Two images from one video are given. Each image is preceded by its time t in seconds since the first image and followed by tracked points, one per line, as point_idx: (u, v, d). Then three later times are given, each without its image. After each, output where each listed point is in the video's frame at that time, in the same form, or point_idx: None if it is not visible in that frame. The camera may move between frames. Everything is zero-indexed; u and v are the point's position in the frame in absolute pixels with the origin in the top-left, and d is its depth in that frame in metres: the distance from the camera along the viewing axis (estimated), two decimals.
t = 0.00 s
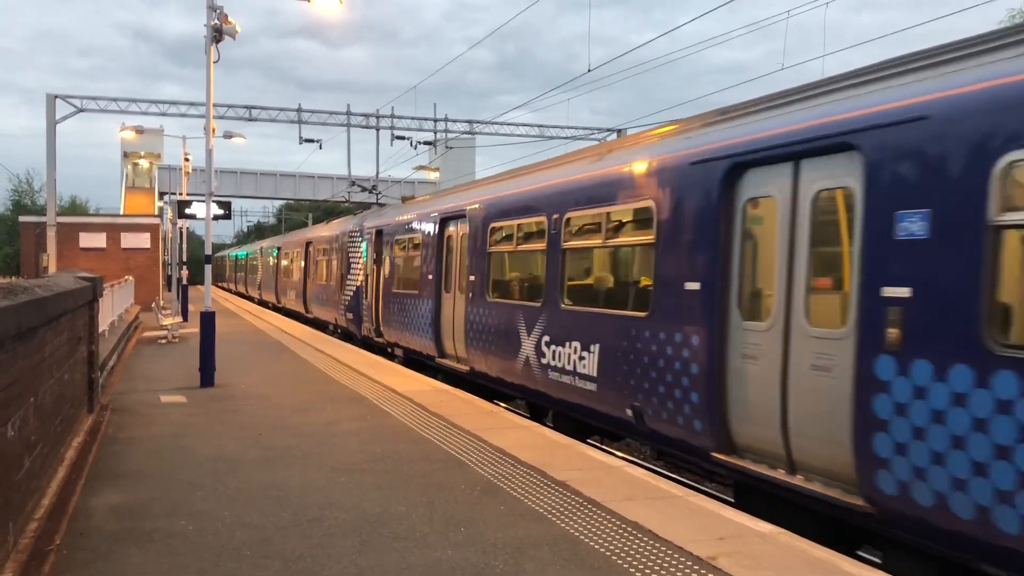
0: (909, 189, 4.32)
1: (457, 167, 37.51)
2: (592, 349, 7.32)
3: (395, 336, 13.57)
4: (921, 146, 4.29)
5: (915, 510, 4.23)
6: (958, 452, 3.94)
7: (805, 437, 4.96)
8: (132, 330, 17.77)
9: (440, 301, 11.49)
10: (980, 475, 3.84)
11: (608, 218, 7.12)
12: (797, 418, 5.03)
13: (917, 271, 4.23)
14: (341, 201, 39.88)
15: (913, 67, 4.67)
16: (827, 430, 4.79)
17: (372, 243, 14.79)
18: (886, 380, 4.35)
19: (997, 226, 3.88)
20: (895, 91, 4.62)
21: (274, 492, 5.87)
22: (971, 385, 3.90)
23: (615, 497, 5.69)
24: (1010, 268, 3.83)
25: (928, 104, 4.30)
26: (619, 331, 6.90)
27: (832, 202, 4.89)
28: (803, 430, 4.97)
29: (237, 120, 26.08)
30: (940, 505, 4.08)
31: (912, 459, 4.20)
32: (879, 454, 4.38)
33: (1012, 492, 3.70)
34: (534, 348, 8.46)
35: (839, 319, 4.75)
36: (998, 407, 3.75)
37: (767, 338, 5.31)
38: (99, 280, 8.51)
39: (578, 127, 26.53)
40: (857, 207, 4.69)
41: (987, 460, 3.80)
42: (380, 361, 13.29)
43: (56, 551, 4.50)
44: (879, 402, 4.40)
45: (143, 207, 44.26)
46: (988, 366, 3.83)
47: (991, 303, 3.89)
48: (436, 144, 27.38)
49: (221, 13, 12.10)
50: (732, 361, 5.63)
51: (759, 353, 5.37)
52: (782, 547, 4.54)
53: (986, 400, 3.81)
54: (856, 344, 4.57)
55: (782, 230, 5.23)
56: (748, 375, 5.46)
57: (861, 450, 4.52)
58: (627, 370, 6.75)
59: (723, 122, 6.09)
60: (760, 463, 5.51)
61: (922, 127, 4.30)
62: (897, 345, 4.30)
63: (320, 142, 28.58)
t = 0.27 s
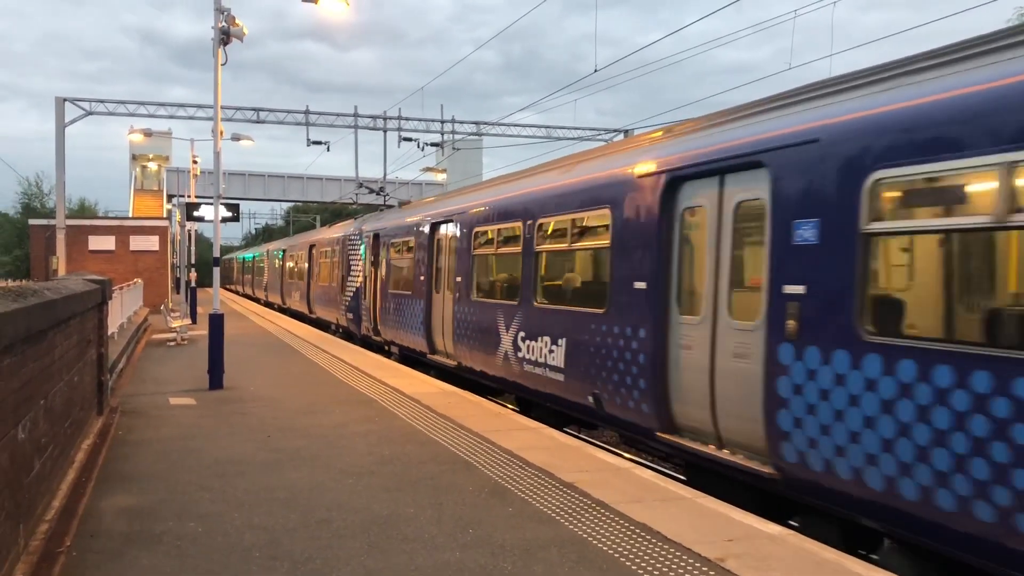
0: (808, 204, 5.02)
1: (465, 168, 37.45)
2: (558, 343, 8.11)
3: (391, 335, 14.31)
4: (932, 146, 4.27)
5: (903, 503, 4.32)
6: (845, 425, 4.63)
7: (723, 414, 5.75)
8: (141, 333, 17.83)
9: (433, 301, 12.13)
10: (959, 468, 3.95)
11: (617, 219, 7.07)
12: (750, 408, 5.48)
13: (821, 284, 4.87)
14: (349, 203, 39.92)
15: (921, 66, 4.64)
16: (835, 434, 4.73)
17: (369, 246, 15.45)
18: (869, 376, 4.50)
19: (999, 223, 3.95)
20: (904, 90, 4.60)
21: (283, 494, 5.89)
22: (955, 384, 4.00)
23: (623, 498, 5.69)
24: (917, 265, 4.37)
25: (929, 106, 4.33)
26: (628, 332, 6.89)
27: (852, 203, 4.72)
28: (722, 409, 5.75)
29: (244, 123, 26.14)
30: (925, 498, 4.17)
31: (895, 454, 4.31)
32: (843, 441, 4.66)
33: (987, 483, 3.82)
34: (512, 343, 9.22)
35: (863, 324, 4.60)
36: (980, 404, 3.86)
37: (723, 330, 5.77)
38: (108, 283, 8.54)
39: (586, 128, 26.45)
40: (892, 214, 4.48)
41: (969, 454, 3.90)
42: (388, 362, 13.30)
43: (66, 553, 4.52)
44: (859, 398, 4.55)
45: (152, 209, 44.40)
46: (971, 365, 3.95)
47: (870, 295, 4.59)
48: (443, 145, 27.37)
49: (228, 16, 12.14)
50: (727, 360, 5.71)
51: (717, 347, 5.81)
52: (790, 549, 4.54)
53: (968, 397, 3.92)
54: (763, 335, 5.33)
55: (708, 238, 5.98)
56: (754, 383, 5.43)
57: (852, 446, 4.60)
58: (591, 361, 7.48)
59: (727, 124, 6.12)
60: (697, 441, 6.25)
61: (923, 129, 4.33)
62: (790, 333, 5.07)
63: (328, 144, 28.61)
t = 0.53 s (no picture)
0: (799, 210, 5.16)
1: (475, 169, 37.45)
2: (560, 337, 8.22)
3: (392, 332, 15.14)
4: (944, 145, 4.25)
5: (916, 504, 4.25)
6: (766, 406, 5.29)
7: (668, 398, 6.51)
8: (153, 334, 17.92)
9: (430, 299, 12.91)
10: (970, 466, 3.91)
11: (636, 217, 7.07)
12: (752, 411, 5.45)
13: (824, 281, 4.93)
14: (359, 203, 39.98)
15: (929, 66, 4.63)
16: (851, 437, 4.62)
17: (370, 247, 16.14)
18: (879, 377, 4.44)
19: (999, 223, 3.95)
20: (913, 90, 4.58)
21: (294, 494, 5.91)
22: (969, 383, 3.96)
23: (633, 499, 5.69)
24: (853, 265, 4.80)
25: (936, 106, 4.33)
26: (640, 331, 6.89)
27: (837, 205, 4.90)
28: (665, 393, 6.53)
29: (255, 124, 26.23)
30: (937, 498, 4.11)
31: (905, 455, 4.26)
32: (854, 442, 4.59)
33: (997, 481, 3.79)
34: (495, 337, 10.01)
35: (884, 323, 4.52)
36: (992, 403, 3.83)
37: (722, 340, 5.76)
38: (120, 284, 8.58)
39: (596, 128, 26.42)
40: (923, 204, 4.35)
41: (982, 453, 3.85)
42: (399, 363, 13.32)
43: (78, 552, 4.55)
44: (865, 399, 4.51)
45: (163, 211, 44.59)
46: (984, 365, 3.91)
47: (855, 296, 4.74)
48: (453, 146, 27.37)
49: (239, 18, 12.19)
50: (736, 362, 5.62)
51: (684, 341, 6.26)
52: (801, 549, 4.52)
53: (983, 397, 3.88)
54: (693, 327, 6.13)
55: (656, 244, 6.75)
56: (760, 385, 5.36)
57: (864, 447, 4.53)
58: (562, 354, 8.20)
59: (733, 125, 6.14)
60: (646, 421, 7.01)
61: (930, 130, 4.33)
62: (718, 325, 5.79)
63: (338, 145, 28.67)
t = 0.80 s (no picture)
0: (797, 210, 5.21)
1: (482, 168, 37.44)
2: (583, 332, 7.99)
3: (389, 328, 15.94)
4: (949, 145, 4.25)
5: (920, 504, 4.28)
6: (707, 393, 5.95)
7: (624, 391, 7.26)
8: (161, 334, 17.96)
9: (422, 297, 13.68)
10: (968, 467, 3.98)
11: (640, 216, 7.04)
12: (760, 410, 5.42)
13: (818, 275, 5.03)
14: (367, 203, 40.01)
15: (934, 66, 4.63)
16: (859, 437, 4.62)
17: (369, 247, 16.75)
18: (882, 377, 4.48)
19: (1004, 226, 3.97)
20: (918, 91, 4.57)
21: (302, 493, 5.92)
22: (970, 387, 4.00)
23: (641, 499, 5.67)
24: (798, 266, 5.23)
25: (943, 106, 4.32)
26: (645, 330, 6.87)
27: (784, 211, 5.36)
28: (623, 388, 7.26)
29: (263, 124, 26.27)
30: (942, 499, 4.15)
31: (908, 454, 4.31)
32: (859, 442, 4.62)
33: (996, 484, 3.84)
34: (479, 332, 10.81)
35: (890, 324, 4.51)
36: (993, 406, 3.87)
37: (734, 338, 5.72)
38: (128, 283, 8.60)
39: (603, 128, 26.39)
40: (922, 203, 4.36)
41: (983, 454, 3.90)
42: (407, 362, 13.31)
43: (87, 551, 4.56)
44: (869, 399, 4.56)
45: (172, 211, 44.70)
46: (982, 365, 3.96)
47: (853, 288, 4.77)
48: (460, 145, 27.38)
49: (246, 17, 12.21)
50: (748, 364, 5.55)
51: (634, 332, 7.05)
52: (809, 550, 4.50)
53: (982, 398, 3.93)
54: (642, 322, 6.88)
55: (612, 247, 7.59)
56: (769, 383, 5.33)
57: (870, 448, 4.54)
58: (538, 346, 8.92)
59: (738, 125, 6.14)
60: (609, 406, 7.74)
61: (936, 130, 4.32)
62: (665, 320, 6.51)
63: (346, 144, 28.71)
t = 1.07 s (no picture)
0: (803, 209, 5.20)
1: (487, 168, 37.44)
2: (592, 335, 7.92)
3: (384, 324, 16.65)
4: (952, 145, 4.25)
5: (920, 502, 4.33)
6: (668, 377, 6.56)
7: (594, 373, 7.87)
8: (166, 333, 18.01)
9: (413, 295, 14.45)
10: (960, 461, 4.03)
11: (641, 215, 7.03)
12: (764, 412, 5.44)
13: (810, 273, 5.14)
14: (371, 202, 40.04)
15: (936, 66, 4.63)
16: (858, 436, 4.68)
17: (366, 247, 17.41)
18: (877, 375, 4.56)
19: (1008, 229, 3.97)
20: (922, 89, 4.58)
21: (307, 493, 5.92)
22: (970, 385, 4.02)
23: (645, 498, 5.67)
24: (748, 269, 5.69)
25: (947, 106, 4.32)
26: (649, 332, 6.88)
27: (728, 219, 5.93)
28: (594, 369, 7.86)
29: (268, 124, 26.32)
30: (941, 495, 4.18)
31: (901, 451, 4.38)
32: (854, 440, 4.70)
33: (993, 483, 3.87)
34: (463, 327, 11.60)
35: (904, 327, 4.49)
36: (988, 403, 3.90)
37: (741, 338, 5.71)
38: (133, 283, 8.62)
39: (607, 127, 26.38)
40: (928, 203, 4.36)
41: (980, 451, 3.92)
42: (412, 362, 13.30)
43: (93, 550, 4.58)
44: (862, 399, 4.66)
45: (176, 211, 44.79)
46: (978, 362, 4.00)
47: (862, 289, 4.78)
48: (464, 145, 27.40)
49: (251, 17, 12.23)
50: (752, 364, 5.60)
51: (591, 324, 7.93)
52: (814, 549, 4.50)
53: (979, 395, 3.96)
54: (602, 316, 7.66)
55: (575, 247, 8.44)
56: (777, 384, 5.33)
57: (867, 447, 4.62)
58: (512, 338, 9.77)
59: (740, 125, 6.15)
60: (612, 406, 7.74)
61: (941, 130, 4.32)
62: (629, 311, 7.21)
63: (350, 144, 28.73)
